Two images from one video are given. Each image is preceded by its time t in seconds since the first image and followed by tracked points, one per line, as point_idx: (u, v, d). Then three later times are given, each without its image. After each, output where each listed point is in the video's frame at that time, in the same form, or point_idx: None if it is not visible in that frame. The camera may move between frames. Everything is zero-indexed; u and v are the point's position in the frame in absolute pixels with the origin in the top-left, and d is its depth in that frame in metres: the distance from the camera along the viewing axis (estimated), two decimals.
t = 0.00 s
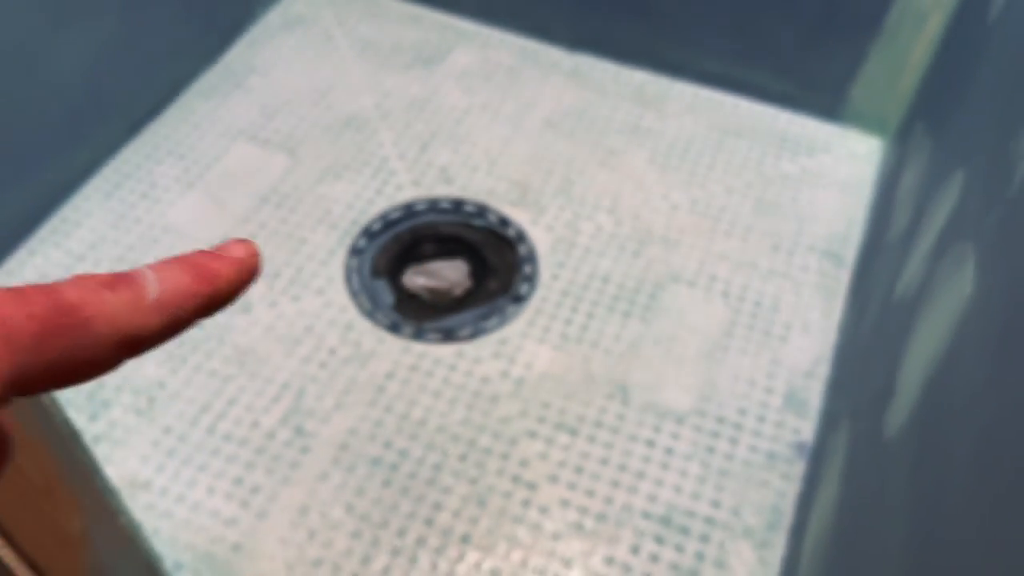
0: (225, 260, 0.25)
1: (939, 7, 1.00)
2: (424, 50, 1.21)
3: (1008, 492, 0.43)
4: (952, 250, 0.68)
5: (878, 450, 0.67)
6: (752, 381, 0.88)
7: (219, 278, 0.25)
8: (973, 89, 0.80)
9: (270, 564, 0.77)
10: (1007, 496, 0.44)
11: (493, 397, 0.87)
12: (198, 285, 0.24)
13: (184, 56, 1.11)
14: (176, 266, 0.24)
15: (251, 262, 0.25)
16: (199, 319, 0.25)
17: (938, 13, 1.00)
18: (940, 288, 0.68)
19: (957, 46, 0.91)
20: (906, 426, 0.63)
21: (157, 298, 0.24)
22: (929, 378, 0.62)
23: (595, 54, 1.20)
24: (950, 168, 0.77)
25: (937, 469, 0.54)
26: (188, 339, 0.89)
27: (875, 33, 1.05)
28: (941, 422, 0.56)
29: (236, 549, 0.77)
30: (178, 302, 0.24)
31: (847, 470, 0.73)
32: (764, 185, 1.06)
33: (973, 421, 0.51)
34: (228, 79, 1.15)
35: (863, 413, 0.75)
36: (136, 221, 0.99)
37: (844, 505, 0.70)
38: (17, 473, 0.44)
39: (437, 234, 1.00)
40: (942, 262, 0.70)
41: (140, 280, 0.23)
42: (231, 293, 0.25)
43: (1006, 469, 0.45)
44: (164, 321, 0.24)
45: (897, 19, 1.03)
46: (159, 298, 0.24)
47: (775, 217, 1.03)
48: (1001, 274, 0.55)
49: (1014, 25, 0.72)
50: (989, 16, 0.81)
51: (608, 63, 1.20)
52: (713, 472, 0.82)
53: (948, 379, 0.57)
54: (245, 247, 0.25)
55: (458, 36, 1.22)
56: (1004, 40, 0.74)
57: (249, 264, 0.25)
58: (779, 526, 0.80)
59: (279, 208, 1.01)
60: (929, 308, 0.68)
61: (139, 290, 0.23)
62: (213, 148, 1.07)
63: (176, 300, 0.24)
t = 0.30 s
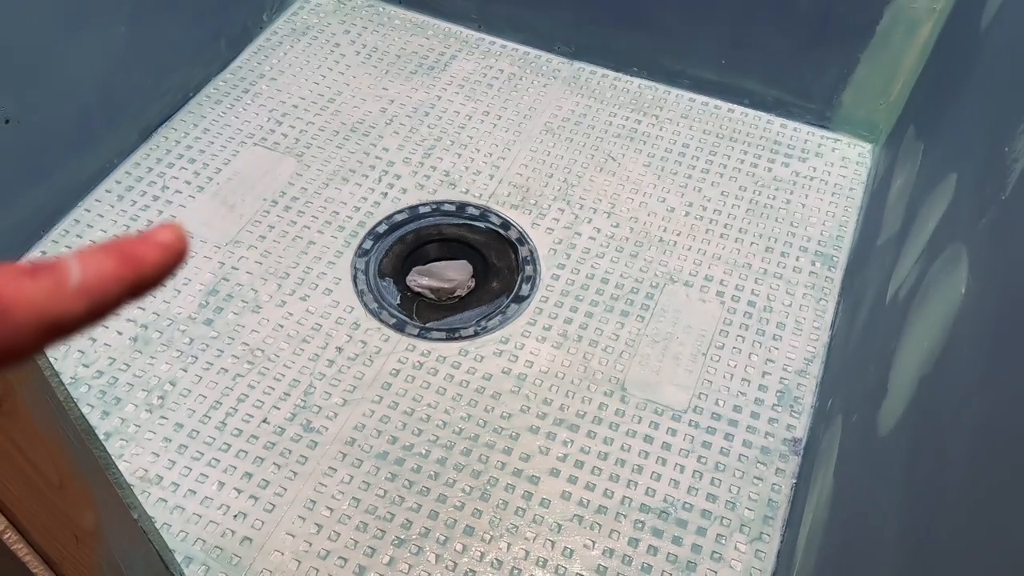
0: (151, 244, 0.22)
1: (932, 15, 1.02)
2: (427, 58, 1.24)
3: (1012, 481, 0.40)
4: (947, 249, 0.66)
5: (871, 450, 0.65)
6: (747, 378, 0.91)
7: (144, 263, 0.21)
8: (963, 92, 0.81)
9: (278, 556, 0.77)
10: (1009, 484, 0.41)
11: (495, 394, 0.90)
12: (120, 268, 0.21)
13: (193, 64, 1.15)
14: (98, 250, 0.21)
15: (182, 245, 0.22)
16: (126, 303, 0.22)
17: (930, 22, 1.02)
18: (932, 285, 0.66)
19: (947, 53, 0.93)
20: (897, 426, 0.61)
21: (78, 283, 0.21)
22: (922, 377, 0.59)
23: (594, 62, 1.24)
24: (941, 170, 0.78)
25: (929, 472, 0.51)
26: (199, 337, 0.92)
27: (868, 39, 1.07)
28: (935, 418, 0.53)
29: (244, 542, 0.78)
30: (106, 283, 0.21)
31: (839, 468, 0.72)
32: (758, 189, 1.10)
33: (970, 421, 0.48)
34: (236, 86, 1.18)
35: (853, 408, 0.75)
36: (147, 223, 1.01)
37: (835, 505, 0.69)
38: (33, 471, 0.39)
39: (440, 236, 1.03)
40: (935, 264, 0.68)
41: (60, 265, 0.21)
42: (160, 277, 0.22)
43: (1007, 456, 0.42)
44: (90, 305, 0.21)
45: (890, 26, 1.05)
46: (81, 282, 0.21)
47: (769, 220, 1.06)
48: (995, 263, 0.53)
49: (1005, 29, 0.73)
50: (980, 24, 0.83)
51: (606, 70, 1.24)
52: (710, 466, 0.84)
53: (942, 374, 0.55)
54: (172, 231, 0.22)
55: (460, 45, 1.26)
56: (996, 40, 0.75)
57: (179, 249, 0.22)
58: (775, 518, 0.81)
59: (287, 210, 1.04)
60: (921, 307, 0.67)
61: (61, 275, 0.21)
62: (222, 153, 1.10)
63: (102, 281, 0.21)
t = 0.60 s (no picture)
0: (152, 235, 0.20)
1: (932, 17, 1.02)
2: (426, 59, 1.24)
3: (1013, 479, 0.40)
4: (946, 253, 0.66)
5: (871, 454, 0.65)
6: (746, 380, 0.91)
7: (145, 255, 0.20)
8: (964, 94, 0.81)
9: (277, 559, 0.77)
10: (1010, 483, 0.41)
11: (495, 395, 0.89)
12: (119, 262, 0.20)
13: (191, 65, 1.15)
14: (95, 243, 0.20)
15: (184, 236, 0.21)
16: (126, 297, 0.21)
17: (930, 24, 1.02)
18: (932, 287, 0.66)
19: (948, 54, 0.93)
20: (898, 428, 0.61)
21: (76, 279, 0.20)
22: (923, 381, 0.59)
23: (593, 62, 1.24)
24: (942, 171, 0.78)
25: (930, 474, 0.51)
26: (197, 339, 0.92)
27: (867, 42, 1.07)
28: (936, 418, 0.53)
29: (243, 544, 0.78)
30: (106, 278, 0.20)
31: (839, 470, 0.72)
32: (757, 190, 1.10)
33: (971, 423, 0.48)
34: (235, 87, 1.18)
35: (854, 410, 0.75)
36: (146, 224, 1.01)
37: (835, 508, 0.69)
38: (33, 476, 0.39)
39: (440, 237, 1.03)
40: (936, 265, 0.68)
41: (54, 260, 0.20)
42: (161, 269, 0.20)
43: (1008, 455, 0.42)
44: (89, 300, 0.20)
45: (890, 29, 1.05)
46: (79, 278, 0.20)
47: (768, 221, 1.06)
48: (996, 264, 0.53)
49: (1006, 30, 0.72)
50: (980, 25, 0.83)
51: (605, 71, 1.23)
52: (710, 468, 0.84)
53: (942, 375, 0.55)
54: (173, 220, 0.21)
55: (459, 46, 1.26)
56: (997, 42, 0.75)
57: (181, 239, 0.21)
58: (775, 520, 0.81)
59: (286, 211, 1.04)
60: (921, 310, 0.66)
61: (57, 271, 0.20)
62: (221, 153, 1.10)
63: (101, 276, 0.20)
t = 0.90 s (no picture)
0: (147, 207, 0.22)
1: (929, 17, 1.02)
2: (424, 60, 1.24)
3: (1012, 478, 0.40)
4: (944, 253, 0.66)
5: (869, 453, 0.65)
6: (744, 380, 0.91)
7: (141, 227, 0.21)
8: (961, 94, 0.81)
9: (275, 560, 0.77)
10: (1009, 482, 0.41)
11: (493, 396, 0.89)
12: (116, 235, 0.21)
13: (188, 65, 1.14)
14: (92, 216, 0.22)
15: (180, 206, 0.22)
16: (124, 267, 0.22)
17: (926, 24, 1.02)
18: (931, 287, 0.66)
19: (945, 55, 0.93)
20: (896, 428, 0.61)
21: (73, 251, 0.21)
22: (921, 380, 0.59)
23: (590, 63, 1.24)
24: (939, 172, 0.78)
25: (928, 473, 0.51)
26: (195, 340, 0.92)
27: (864, 42, 1.07)
28: (934, 417, 0.53)
29: (241, 545, 0.78)
30: (102, 253, 0.21)
31: (837, 470, 0.72)
32: (755, 190, 1.10)
33: (969, 421, 0.48)
34: (233, 87, 1.18)
35: (852, 410, 0.75)
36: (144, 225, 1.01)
37: (833, 508, 0.69)
38: (32, 477, 0.39)
39: (438, 238, 1.03)
40: (933, 265, 0.68)
41: (52, 234, 0.21)
42: (158, 240, 0.22)
43: (1006, 453, 0.42)
44: (86, 273, 0.21)
45: (887, 29, 1.05)
46: (76, 250, 0.21)
47: (766, 221, 1.06)
48: (995, 263, 0.53)
49: (1004, 31, 0.72)
50: (977, 26, 0.83)
51: (603, 72, 1.23)
52: (708, 469, 0.84)
53: (940, 375, 0.55)
54: (168, 192, 0.22)
55: (457, 47, 1.26)
56: (994, 42, 0.75)
57: (177, 210, 0.22)
58: (773, 520, 0.81)
59: (284, 212, 1.04)
60: (919, 310, 0.66)
61: (55, 246, 0.21)
62: (219, 154, 1.09)
63: (99, 248, 0.21)
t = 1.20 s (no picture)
0: (154, 193, 0.21)
1: (926, 17, 1.02)
2: (422, 60, 1.24)
3: (1009, 476, 0.41)
4: (941, 253, 0.66)
5: (867, 452, 0.65)
6: (743, 380, 0.91)
7: (149, 214, 0.21)
8: (959, 94, 0.81)
9: (274, 560, 0.77)
10: (1006, 480, 0.41)
11: (491, 396, 0.89)
12: (123, 222, 0.21)
13: (186, 66, 1.14)
14: (100, 203, 0.21)
15: (186, 194, 0.22)
16: (132, 253, 0.22)
17: (924, 25, 1.02)
18: (928, 287, 0.66)
19: (942, 55, 0.93)
20: (894, 427, 0.61)
21: (83, 237, 0.21)
22: (919, 379, 0.59)
23: (588, 64, 1.24)
24: (937, 171, 0.78)
25: (927, 471, 0.51)
26: (193, 340, 0.92)
27: (862, 43, 1.07)
28: (932, 416, 0.54)
29: (240, 546, 0.78)
30: (110, 241, 0.21)
31: (836, 469, 0.72)
32: (753, 190, 1.10)
33: (967, 419, 0.48)
34: (231, 88, 1.18)
35: (850, 410, 0.75)
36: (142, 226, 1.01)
37: (832, 507, 0.69)
38: (32, 480, 0.40)
39: (436, 238, 1.03)
40: (931, 265, 0.68)
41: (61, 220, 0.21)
42: (165, 227, 0.22)
43: (1004, 451, 0.42)
44: (94, 261, 0.21)
45: (884, 29, 1.05)
46: (86, 235, 0.21)
47: (764, 221, 1.06)
48: (992, 263, 0.53)
49: (1001, 31, 0.72)
50: (975, 25, 0.83)
51: (601, 72, 1.24)
52: (706, 468, 0.84)
53: (938, 373, 0.55)
54: (174, 177, 0.22)
55: (455, 47, 1.26)
56: (992, 42, 0.75)
57: (182, 198, 0.22)
58: (772, 520, 0.81)
59: (282, 213, 1.04)
60: (917, 309, 0.67)
61: (64, 232, 0.21)
62: (217, 155, 1.09)
63: (107, 235, 0.21)
